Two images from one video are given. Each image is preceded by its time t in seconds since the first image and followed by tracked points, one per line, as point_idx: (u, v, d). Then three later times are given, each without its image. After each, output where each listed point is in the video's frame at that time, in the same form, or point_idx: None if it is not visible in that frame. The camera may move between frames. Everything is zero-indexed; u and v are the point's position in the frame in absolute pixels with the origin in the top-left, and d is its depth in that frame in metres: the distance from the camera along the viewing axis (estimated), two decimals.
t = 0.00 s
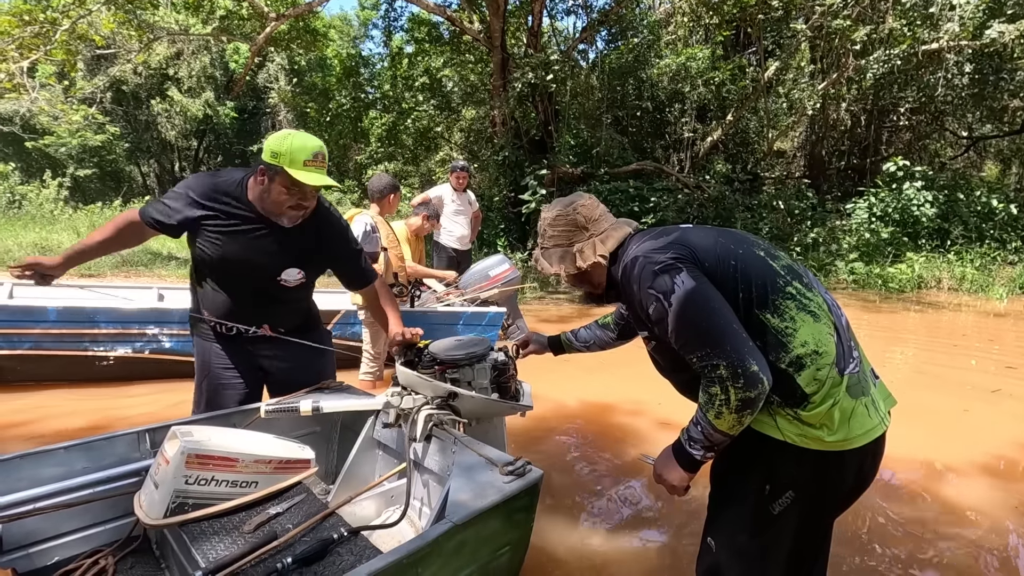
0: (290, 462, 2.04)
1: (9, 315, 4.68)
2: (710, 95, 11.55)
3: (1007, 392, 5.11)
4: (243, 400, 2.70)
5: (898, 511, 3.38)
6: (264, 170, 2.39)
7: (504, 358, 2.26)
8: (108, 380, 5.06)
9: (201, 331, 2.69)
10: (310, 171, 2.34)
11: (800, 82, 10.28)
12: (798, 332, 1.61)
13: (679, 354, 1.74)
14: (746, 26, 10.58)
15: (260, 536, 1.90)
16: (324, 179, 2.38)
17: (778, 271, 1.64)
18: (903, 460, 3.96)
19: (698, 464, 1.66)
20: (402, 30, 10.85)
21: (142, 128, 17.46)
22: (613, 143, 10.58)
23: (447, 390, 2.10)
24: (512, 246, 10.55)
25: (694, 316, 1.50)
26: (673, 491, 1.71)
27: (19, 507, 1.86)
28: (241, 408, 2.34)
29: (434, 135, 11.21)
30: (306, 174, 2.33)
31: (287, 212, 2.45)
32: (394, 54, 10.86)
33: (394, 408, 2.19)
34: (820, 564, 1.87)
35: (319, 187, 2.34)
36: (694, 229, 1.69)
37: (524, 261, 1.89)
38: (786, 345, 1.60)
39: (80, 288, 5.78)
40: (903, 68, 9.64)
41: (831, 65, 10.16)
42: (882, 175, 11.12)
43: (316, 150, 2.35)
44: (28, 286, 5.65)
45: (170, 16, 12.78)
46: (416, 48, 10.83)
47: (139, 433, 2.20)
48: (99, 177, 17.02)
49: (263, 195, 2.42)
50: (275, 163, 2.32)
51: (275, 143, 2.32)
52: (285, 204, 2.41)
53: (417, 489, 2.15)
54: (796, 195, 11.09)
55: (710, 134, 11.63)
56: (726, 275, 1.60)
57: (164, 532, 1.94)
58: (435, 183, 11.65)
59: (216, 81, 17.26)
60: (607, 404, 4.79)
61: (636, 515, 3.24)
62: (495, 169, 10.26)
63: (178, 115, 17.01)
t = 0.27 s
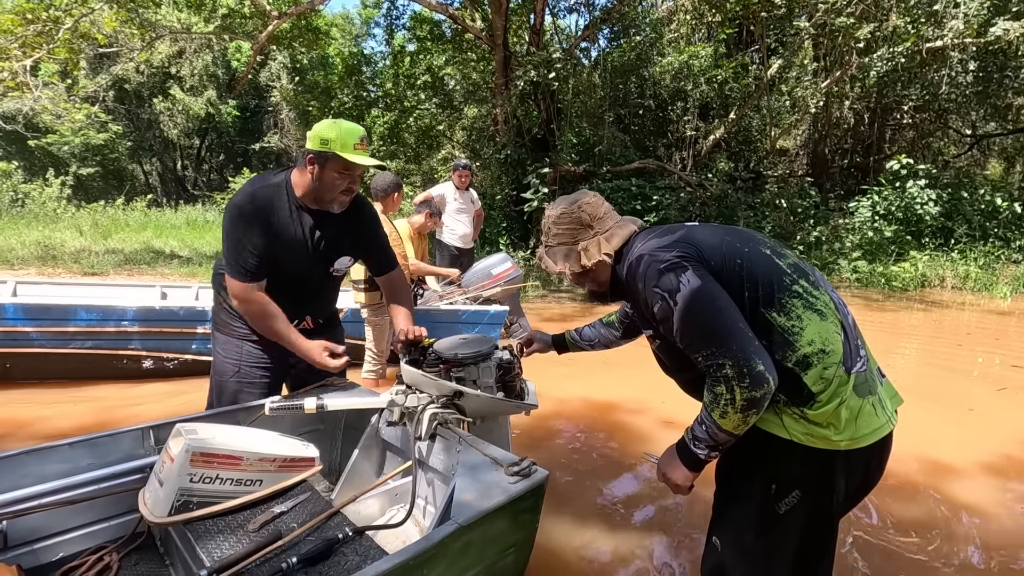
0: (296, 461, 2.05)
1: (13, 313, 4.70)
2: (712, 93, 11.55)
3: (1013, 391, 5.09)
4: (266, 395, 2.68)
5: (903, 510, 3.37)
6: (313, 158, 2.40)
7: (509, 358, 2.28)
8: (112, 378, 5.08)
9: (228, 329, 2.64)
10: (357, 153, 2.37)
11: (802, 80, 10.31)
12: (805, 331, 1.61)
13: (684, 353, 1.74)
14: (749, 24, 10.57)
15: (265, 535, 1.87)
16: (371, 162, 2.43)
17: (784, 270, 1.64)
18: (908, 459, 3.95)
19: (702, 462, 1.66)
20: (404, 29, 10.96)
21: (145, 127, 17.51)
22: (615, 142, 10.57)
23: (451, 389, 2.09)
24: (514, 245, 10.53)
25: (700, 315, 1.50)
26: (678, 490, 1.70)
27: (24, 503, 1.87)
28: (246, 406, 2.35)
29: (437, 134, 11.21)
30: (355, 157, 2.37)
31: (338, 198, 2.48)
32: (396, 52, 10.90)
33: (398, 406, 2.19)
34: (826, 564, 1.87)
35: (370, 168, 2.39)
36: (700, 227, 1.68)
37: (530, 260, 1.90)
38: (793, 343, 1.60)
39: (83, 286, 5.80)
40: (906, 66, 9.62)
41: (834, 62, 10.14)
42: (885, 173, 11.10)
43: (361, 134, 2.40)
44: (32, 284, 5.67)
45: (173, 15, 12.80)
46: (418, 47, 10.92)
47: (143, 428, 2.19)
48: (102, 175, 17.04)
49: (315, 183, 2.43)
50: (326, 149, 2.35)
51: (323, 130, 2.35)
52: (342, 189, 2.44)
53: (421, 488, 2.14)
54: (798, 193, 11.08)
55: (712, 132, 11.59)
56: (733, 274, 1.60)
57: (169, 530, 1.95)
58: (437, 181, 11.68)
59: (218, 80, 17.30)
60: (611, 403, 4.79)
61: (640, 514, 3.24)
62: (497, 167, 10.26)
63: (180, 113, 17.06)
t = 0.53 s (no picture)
0: (299, 460, 2.06)
1: (16, 312, 4.72)
2: (714, 92, 11.53)
3: (1016, 391, 5.09)
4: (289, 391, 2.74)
5: (906, 511, 3.36)
6: (363, 157, 2.43)
7: (513, 358, 2.28)
8: (114, 376, 5.09)
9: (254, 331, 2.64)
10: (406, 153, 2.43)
11: (804, 79, 10.17)
12: (808, 330, 1.61)
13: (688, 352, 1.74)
14: (751, 22, 10.55)
15: (269, 535, 1.90)
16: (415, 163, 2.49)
17: (787, 269, 1.64)
18: (911, 460, 3.94)
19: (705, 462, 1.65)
20: (405, 27, 11.03)
21: (147, 126, 17.55)
22: (616, 141, 10.55)
23: (456, 390, 2.09)
24: (515, 244, 10.50)
25: (702, 315, 1.50)
26: (679, 490, 1.70)
27: (27, 501, 1.88)
28: (250, 403, 2.35)
29: (438, 133, 11.14)
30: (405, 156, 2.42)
31: (385, 198, 2.51)
32: (397, 52, 10.92)
33: (402, 406, 2.20)
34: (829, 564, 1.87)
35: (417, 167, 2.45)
36: (704, 226, 1.68)
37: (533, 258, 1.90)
38: (795, 343, 1.60)
39: (85, 285, 5.81)
40: (908, 65, 9.62)
41: (836, 61, 10.11)
42: (887, 172, 11.08)
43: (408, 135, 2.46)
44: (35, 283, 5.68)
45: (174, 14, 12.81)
46: (419, 46, 10.99)
47: (147, 426, 2.19)
48: (104, 175, 16.97)
49: (365, 182, 2.46)
50: (377, 149, 2.39)
51: (375, 132, 2.39)
52: (389, 189, 2.48)
53: (424, 488, 2.15)
54: (800, 192, 11.07)
55: (714, 131, 11.56)
56: (736, 273, 1.60)
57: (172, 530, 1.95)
58: (438, 181, 11.68)
59: (220, 79, 17.31)
60: (613, 402, 4.79)
61: (643, 514, 3.23)
62: (497, 166, 10.25)
63: (182, 112, 17.07)
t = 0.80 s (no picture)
0: (303, 460, 2.06)
1: (21, 311, 4.73)
2: (716, 91, 11.51)
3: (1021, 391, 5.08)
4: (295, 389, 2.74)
5: (911, 511, 3.36)
6: (395, 159, 2.47)
7: (517, 358, 2.28)
8: (118, 375, 5.10)
9: (265, 326, 2.65)
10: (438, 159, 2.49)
11: (807, 78, 10.07)
12: (813, 330, 1.60)
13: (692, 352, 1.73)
14: (754, 21, 10.53)
15: (273, 534, 1.90)
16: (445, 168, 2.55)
17: (791, 269, 1.64)
18: (915, 460, 3.93)
19: (709, 461, 1.65)
20: (408, 27, 10.97)
21: (150, 125, 17.60)
22: (619, 140, 10.55)
23: (460, 389, 2.09)
24: (518, 244, 10.48)
25: (707, 314, 1.49)
26: (683, 488, 1.70)
27: (32, 498, 1.88)
28: (253, 402, 2.35)
29: (440, 133, 11.10)
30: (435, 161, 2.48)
31: (411, 201, 2.54)
32: (399, 51, 10.93)
33: (406, 405, 2.20)
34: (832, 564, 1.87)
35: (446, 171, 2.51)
36: (708, 225, 1.68)
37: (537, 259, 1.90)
38: (800, 342, 1.60)
39: (89, 284, 5.82)
40: (912, 64, 9.60)
41: (839, 60, 10.06)
42: (890, 172, 11.06)
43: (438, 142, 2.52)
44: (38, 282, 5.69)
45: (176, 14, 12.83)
46: (421, 45, 10.92)
47: (150, 425, 2.20)
48: (107, 174, 17.06)
49: (393, 184, 2.49)
50: (410, 154, 2.45)
51: (408, 138, 2.46)
52: (415, 194, 2.50)
53: (427, 487, 2.15)
54: (802, 191, 11.06)
55: (717, 131, 11.56)
56: (741, 273, 1.60)
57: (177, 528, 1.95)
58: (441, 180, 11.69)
59: (222, 79, 17.35)
60: (616, 402, 4.78)
61: (646, 513, 3.23)
62: (500, 166, 10.25)
63: (184, 112, 17.10)
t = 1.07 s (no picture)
0: (305, 459, 2.06)
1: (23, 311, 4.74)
2: (717, 91, 11.50)
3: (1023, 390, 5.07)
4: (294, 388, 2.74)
5: (913, 511, 3.35)
6: (390, 161, 2.46)
7: (519, 358, 2.28)
8: (119, 375, 5.10)
9: (266, 323, 2.66)
10: (433, 162, 2.44)
11: (808, 78, 9.98)
12: (814, 329, 1.60)
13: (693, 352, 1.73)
14: (755, 21, 10.51)
15: (274, 534, 1.91)
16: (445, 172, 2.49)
17: (793, 268, 1.64)
18: (917, 460, 3.93)
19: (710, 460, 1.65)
20: (408, 27, 10.96)
21: (151, 125, 17.59)
22: (620, 139, 10.54)
23: (461, 389, 2.09)
24: (518, 244, 10.45)
25: (709, 313, 1.49)
26: (684, 487, 1.70)
27: (34, 496, 1.88)
28: (254, 401, 2.36)
29: (440, 132, 11.20)
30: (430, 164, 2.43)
31: (406, 204, 2.52)
32: (400, 51, 10.92)
33: (408, 404, 2.21)
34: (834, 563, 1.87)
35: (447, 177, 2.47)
36: (710, 225, 1.68)
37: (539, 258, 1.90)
38: (801, 341, 1.60)
39: (91, 284, 5.83)
40: (913, 64, 9.59)
41: (840, 60, 10.02)
42: (891, 171, 11.05)
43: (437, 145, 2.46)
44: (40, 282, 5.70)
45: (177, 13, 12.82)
46: (421, 45, 10.93)
47: (152, 424, 2.21)
48: (108, 174, 17.08)
49: (388, 186, 2.48)
50: (402, 155, 2.42)
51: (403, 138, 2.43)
52: (412, 196, 2.49)
53: (428, 487, 2.16)
54: (803, 191, 11.06)
55: (717, 130, 11.54)
56: (744, 272, 1.59)
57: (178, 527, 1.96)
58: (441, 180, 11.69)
59: (223, 79, 17.35)
60: (617, 402, 4.78)
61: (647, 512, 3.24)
62: (501, 166, 10.25)
63: (185, 112, 17.09)
